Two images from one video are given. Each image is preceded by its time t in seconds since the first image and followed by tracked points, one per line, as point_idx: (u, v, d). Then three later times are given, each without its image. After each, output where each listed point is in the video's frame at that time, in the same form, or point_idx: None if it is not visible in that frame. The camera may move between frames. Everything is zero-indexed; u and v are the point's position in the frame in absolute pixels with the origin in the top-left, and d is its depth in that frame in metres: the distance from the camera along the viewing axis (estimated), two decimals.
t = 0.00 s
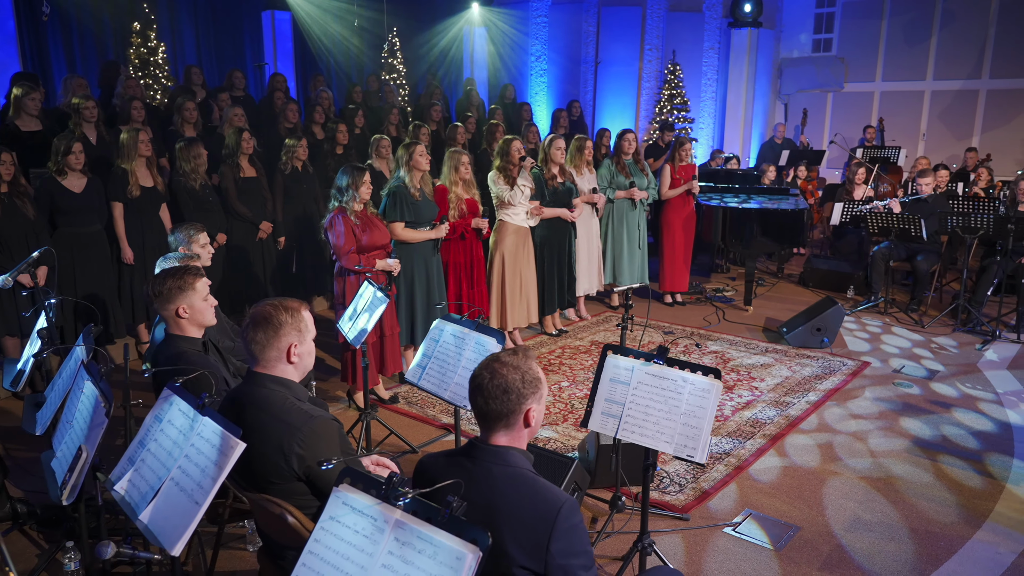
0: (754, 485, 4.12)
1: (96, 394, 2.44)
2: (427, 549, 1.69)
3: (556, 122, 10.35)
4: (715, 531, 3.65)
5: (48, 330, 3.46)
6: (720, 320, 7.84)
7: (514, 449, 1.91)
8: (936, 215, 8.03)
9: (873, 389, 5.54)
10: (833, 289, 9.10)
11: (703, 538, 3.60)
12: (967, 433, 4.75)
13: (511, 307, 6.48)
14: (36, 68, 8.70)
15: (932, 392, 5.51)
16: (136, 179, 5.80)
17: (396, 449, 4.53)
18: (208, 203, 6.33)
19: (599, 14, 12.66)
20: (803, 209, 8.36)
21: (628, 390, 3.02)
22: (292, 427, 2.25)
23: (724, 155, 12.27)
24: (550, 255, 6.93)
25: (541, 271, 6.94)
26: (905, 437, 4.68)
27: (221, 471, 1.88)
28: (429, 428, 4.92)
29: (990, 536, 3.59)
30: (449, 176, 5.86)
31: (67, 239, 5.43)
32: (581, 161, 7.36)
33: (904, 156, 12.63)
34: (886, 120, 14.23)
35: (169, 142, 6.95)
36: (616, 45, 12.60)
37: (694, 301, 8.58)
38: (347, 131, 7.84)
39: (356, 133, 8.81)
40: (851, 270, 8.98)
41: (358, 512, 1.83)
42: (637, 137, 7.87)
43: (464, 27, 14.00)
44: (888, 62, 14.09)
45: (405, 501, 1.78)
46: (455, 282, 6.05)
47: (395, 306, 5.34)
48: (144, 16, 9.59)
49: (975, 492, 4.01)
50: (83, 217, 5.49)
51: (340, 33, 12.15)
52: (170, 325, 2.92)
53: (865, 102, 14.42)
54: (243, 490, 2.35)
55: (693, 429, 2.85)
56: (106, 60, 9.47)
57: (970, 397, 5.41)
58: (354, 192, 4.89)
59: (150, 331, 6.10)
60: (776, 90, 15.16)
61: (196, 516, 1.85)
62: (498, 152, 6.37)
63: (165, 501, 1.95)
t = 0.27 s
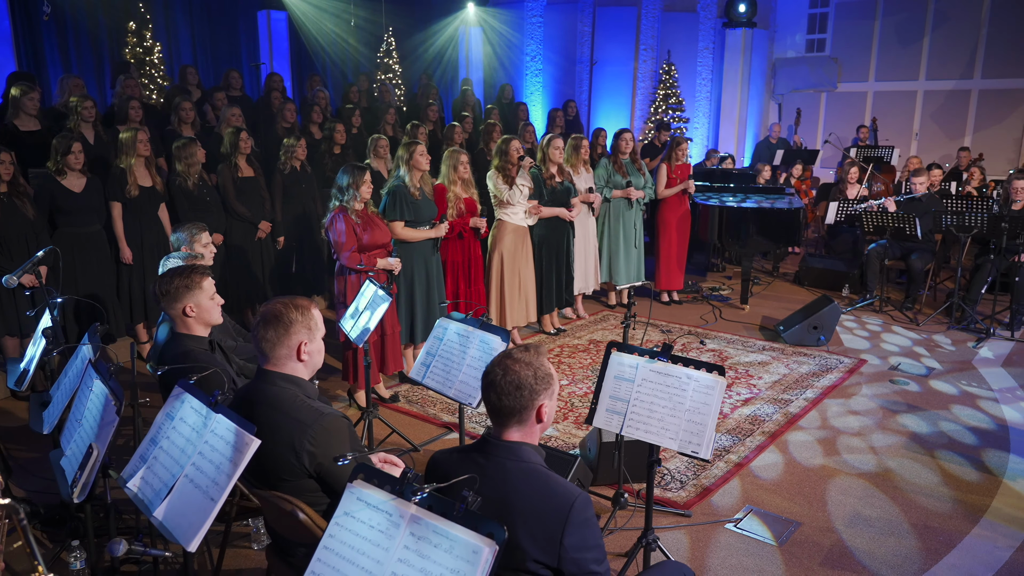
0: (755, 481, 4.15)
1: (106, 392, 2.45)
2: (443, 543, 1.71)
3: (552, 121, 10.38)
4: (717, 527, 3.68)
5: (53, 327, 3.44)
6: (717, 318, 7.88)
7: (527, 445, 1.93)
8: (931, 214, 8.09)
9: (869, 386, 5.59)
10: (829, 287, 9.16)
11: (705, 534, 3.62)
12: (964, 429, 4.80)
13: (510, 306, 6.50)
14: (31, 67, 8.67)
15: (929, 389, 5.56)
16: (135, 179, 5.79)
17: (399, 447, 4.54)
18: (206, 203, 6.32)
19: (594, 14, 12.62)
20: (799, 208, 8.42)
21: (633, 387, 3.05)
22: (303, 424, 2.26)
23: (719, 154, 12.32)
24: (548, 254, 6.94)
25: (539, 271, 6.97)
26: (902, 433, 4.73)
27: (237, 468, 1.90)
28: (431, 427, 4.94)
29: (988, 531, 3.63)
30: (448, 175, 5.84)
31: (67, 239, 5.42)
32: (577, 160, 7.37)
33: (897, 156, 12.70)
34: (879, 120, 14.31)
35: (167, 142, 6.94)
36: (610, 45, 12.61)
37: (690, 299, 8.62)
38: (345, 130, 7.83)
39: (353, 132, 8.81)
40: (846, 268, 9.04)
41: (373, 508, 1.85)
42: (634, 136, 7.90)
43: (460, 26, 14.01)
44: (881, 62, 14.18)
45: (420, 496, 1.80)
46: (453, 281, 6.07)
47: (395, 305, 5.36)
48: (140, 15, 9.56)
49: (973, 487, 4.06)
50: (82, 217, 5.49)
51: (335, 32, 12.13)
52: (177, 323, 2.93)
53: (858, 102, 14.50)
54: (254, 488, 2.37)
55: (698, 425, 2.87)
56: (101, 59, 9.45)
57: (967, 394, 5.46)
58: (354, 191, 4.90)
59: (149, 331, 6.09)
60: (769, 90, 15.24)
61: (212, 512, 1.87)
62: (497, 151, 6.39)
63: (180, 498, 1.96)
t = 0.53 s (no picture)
0: (756, 478, 4.18)
1: (116, 391, 2.45)
2: (459, 537, 1.73)
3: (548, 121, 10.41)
4: (719, 523, 3.70)
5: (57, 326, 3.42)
6: (714, 317, 7.93)
7: (539, 441, 1.96)
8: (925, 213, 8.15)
9: (866, 383, 5.64)
10: (824, 286, 9.22)
11: (707, 530, 3.65)
12: (961, 426, 4.85)
13: (509, 305, 6.53)
14: (26, 67, 8.64)
15: (926, 386, 5.61)
16: (134, 179, 5.78)
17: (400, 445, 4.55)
18: (204, 203, 6.32)
19: (590, 14, 12.68)
20: (794, 208, 8.47)
21: (637, 384, 3.07)
22: (313, 422, 2.27)
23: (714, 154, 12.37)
24: (546, 253, 6.96)
25: (538, 270, 6.99)
26: (900, 430, 4.77)
27: (251, 465, 1.91)
28: (432, 425, 4.95)
29: (986, 525, 3.67)
30: (447, 174, 5.89)
31: (67, 239, 5.42)
32: (575, 159, 7.39)
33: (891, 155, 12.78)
34: (872, 119, 14.40)
35: (165, 142, 6.93)
36: (606, 45, 12.64)
37: (687, 298, 8.66)
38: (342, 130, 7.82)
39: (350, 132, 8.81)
40: (841, 267, 9.10)
41: (388, 503, 1.87)
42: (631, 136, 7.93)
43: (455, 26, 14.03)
44: (874, 62, 14.26)
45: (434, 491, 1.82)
46: (452, 280, 6.08)
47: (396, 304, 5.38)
48: (135, 15, 9.54)
49: (970, 482, 4.10)
50: (81, 217, 5.49)
51: (330, 32, 12.11)
52: (183, 322, 2.95)
53: (852, 101, 14.58)
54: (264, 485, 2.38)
55: (702, 422, 2.90)
56: (96, 59, 9.42)
57: (965, 391, 5.51)
58: (355, 191, 4.92)
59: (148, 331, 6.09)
60: (764, 89, 15.32)
61: (228, 508, 1.88)
62: (496, 151, 6.40)
63: (194, 493, 1.98)
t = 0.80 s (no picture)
0: (756, 475, 4.21)
1: (125, 390, 2.47)
2: (473, 532, 1.75)
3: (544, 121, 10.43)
4: (720, 520, 3.74)
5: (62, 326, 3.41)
6: (711, 316, 7.97)
7: (549, 437, 1.98)
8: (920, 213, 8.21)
9: (863, 381, 5.69)
10: (819, 285, 9.27)
11: (708, 527, 3.67)
12: (956, 422, 4.90)
13: (507, 305, 6.56)
14: (21, 67, 8.60)
15: (922, 383, 5.66)
16: (133, 179, 5.78)
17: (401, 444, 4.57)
18: (203, 202, 6.32)
19: (585, 15, 12.70)
20: (790, 207, 8.52)
21: (641, 382, 3.10)
22: (323, 419, 2.29)
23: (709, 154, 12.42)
24: (544, 253, 6.99)
25: (536, 269, 7.02)
26: (897, 426, 4.82)
27: (265, 462, 1.93)
28: (433, 424, 4.97)
29: (983, 521, 3.71)
30: (446, 175, 5.93)
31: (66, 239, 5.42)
32: (572, 159, 7.40)
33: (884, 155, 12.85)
34: (866, 119, 14.49)
35: (163, 142, 6.92)
36: (601, 46, 12.67)
37: (683, 297, 8.70)
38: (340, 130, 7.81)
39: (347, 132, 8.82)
40: (836, 266, 9.16)
41: (400, 499, 1.89)
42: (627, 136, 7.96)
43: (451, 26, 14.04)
44: (868, 63, 14.35)
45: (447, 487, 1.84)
46: (452, 280, 6.10)
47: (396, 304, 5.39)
48: (131, 15, 9.51)
49: (966, 478, 4.15)
50: (80, 217, 5.48)
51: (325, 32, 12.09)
52: (189, 321, 2.96)
53: (845, 101, 14.67)
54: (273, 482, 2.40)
55: (705, 419, 2.93)
56: (92, 59, 9.39)
57: (961, 389, 5.56)
58: (356, 191, 4.93)
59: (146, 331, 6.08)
60: (758, 89, 15.41)
61: (242, 505, 1.90)
62: (495, 150, 6.42)
63: (207, 491, 2.00)
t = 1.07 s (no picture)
0: (755, 471, 4.25)
1: (134, 387, 2.48)
2: (485, 526, 1.77)
3: (541, 120, 10.46)
4: (721, 516, 3.77)
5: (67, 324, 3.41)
6: (708, 314, 8.01)
7: (559, 432, 2.01)
8: (915, 212, 8.27)
9: (858, 377, 5.74)
10: (814, 283, 9.32)
11: (709, 523, 3.71)
12: (953, 419, 4.95)
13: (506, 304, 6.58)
14: (17, 68, 8.58)
15: (917, 380, 5.72)
16: (132, 179, 5.77)
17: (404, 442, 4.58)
18: (201, 203, 6.32)
19: (581, 15, 12.72)
20: (785, 206, 8.57)
21: (644, 379, 3.13)
22: (332, 416, 2.30)
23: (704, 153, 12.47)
24: (543, 252, 7.01)
25: (534, 268, 7.04)
26: (896, 424, 4.85)
27: (277, 458, 1.95)
28: (434, 423, 4.99)
29: (981, 515, 3.76)
30: (447, 175, 5.95)
31: (65, 239, 5.42)
32: (570, 159, 7.43)
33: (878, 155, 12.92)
34: (860, 119, 14.57)
35: (161, 142, 6.91)
36: (597, 46, 12.70)
37: (680, 296, 8.73)
38: (338, 130, 7.81)
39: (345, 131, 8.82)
40: (831, 265, 9.21)
41: (412, 494, 1.91)
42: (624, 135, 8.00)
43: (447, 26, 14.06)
44: (861, 63, 14.43)
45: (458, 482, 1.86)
46: (452, 280, 6.12)
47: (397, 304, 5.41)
48: (127, 15, 9.51)
49: (965, 473, 4.20)
50: (79, 217, 5.48)
51: (321, 31, 12.08)
52: (196, 320, 2.98)
53: (839, 101, 14.75)
54: (281, 479, 2.41)
55: (708, 415, 2.96)
56: (88, 59, 9.38)
57: (957, 386, 5.61)
58: (358, 190, 4.96)
59: (145, 331, 6.07)
60: (752, 89, 15.48)
61: (255, 501, 1.92)
62: (493, 150, 6.43)
63: (219, 487, 2.02)
